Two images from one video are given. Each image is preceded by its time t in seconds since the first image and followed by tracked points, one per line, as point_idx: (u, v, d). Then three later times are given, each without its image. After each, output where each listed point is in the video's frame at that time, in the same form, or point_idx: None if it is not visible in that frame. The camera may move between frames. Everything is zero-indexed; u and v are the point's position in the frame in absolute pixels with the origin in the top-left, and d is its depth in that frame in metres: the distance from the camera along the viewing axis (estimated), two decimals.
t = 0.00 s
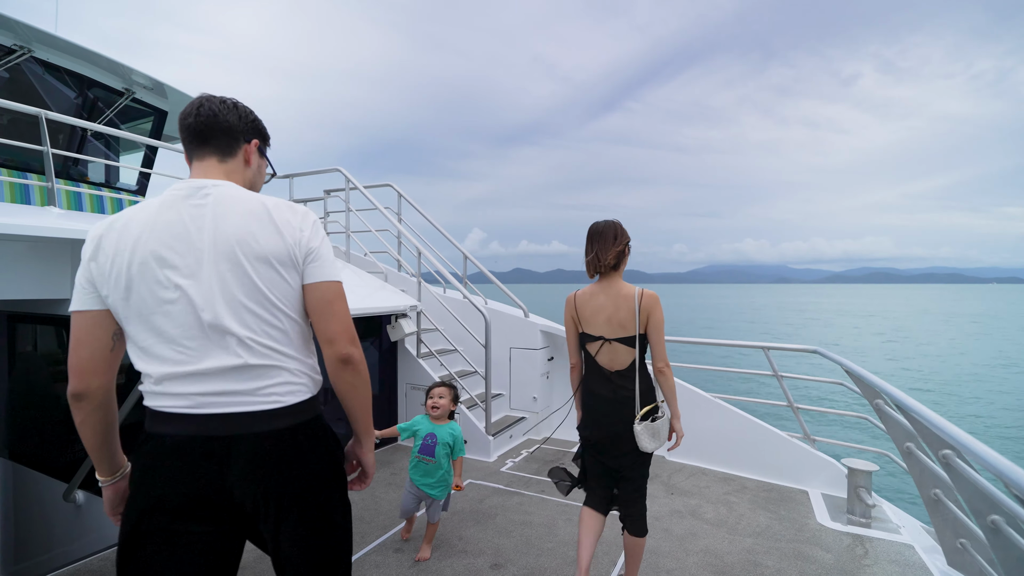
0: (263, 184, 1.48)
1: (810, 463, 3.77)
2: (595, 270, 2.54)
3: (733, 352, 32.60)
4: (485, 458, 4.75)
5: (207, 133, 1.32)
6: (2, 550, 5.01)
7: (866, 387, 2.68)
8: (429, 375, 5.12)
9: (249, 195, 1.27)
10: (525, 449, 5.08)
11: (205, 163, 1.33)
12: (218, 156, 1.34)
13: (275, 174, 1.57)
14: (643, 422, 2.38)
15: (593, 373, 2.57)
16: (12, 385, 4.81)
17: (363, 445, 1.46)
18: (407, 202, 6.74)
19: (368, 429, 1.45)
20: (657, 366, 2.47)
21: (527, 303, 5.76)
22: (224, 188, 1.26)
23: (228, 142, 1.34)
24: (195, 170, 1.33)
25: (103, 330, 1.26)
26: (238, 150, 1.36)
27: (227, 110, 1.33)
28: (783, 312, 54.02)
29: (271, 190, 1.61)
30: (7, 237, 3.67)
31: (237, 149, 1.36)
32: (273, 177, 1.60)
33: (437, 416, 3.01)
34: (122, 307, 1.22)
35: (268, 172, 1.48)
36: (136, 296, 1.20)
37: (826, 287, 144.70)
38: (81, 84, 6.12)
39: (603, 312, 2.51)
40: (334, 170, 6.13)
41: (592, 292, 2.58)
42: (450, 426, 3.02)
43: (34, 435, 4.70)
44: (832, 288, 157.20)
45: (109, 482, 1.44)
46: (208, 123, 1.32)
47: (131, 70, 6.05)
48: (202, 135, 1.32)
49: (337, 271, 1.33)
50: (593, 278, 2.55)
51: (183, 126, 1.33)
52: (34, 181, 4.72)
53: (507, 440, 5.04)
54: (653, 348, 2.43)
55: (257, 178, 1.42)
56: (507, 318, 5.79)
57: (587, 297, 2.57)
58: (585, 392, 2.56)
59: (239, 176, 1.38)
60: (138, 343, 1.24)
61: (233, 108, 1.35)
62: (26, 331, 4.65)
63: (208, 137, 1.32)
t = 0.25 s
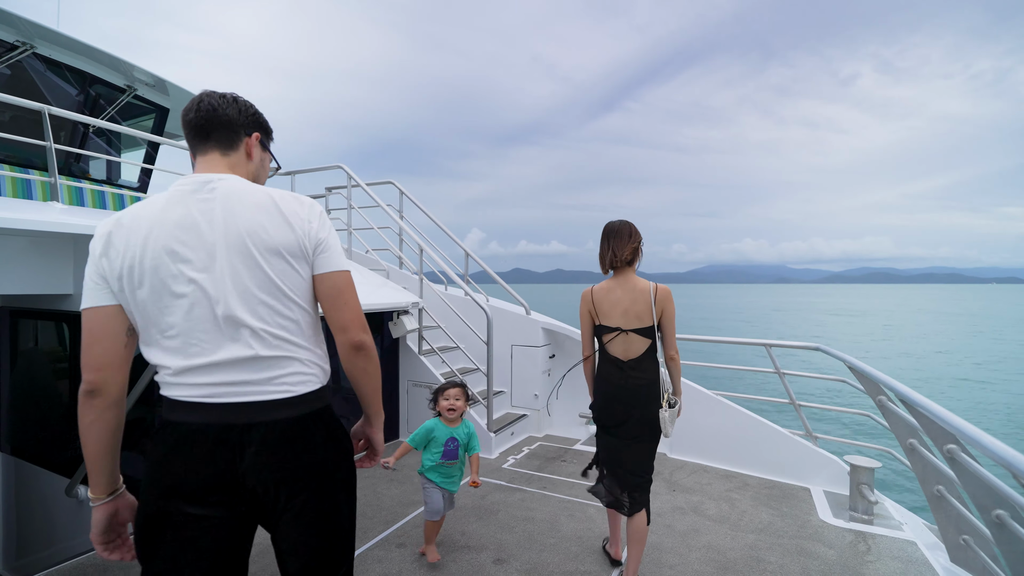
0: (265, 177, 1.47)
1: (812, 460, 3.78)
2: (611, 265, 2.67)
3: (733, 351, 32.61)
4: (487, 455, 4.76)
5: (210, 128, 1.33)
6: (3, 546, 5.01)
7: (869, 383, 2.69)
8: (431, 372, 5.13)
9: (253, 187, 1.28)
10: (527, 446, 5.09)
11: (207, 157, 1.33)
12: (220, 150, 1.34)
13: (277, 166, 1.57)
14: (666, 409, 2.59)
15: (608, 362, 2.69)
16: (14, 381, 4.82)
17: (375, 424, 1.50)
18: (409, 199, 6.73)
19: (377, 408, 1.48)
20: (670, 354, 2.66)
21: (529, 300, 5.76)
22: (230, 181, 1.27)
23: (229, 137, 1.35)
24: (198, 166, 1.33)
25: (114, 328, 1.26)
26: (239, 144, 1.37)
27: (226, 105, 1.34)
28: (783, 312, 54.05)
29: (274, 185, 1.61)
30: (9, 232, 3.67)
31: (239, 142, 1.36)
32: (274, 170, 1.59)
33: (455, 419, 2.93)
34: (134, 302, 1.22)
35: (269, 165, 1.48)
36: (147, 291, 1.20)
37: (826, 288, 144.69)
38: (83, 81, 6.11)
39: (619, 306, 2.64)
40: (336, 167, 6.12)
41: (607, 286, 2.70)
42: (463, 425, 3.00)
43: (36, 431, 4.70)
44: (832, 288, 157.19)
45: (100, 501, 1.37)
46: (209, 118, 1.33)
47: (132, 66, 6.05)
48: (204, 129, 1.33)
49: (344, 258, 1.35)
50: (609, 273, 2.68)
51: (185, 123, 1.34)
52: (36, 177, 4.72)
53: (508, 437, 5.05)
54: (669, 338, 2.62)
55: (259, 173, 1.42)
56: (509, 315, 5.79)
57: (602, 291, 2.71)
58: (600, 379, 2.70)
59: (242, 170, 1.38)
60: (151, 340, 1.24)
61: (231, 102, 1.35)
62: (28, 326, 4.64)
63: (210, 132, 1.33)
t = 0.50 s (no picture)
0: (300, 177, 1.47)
1: (812, 460, 3.78)
2: (618, 270, 2.71)
3: (733, 351, 32.61)
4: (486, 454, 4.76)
5: (247, 129, 1.34)
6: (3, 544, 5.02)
7: (870, 383, 2.68)
8: (431, 372, 5.12)
9: (280, 189, 1.28)
10: (526, 445, 5.09)
11: (243, 158, 1.34)
12: (255, 151, 1.35)
13: (316, 164, 1.57)
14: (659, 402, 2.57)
15: (611, 361, 2.72)
16: (14, 380, 4.81)
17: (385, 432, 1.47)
18: (408, 199, 6.72)
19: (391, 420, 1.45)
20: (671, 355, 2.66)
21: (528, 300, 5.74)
22: (256, 182, 1.28)
23: (264, 138, 1.35)
24: (235, 166, 1.35)
25: (144, 319, 1.28)
26: (273, 144, 1.36)
27: (262, 107, 1.34)
28: (783, 312, 54.10)
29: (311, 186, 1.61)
30: (9, 231, 3.66)
31: (272, 144, 1.36)
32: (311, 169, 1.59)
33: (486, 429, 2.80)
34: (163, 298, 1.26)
35: (305, 166, 1.47)
36: (173, 286, 1.23)
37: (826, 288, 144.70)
38: (83, 80, 6.10)
39: (625, 307, 2.67)
40: (336, 166, 6.11)
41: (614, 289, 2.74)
42: (488, 433, 2.86)
43: (35, 430, 4.69)
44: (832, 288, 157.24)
45: (110, 496, 1.33)
46: (246, 118, 1.33)
47: (132, 66, 6.04)
48: (242, 131, 1.34)
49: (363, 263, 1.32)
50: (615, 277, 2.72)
51: (225, 123, 1.35)
52: (36, 175, 4.71)
53: (507, 437, 5.04)
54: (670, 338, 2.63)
55: (293, 173, 1.42)
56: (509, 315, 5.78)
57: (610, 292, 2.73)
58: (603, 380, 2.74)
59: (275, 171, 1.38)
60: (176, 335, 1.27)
61: (267, 103, 1.35)
62: (28, 325, 4.64)
63: (247, 134, 1.34)
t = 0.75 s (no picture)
0: (342, 182, 1.47)
1: (810, 460, 3.76)
2: (616, 268, 2.96)
3: (732, 351, 32.57)
4: (483, 455, 4.75)
5: (291, 131, 1.35)
6: None
7: (867, 383, 2.66)
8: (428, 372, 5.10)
9: (310, 191, 1.29)
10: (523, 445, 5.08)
11: (286, 159, 1.37)
12: (296, 153, 1.37)
13: (362, 166, 1.56)
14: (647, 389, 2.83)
15: (609, 351, 2.99)
16: (9, 380, 4.80)
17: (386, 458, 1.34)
18: (405, 199, 6.70)
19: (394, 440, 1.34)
20: (661, 346, 2.91)
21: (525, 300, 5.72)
22: (288, 184, 1.30)
23: (305, 140, 1.36)
24: (279, 166, 1.38)
25: (183, 306, 1.36)
26: (314, 146, 1.37)
27: (304, 109, 1.35)
28: (783, 312, 54.02)
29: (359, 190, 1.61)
30: (5, 230, 3.64)
31: (313, 145, 1.37)
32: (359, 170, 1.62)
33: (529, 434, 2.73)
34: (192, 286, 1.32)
35: (349, 169, 1.47)
36: (203, 276, 1.29)
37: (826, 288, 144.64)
38: (80, 80, 6.08)
39: (622, 301, 2.94)
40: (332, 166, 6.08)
41: (614, 285, 3.00)
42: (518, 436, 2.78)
43: (31, 430, 4.68)
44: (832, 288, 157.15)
45: (177, 458, 1.51)
46: (291, 121, 1.35)
47: (129, 66, 6.01)
48: (286, 133, 1.36)
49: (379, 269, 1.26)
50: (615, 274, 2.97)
51: (274, 125, 1.39)
52: (31, 175, 4.69)
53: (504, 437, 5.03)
54: (660, 331, 2.87)
55: (332, 175, 1.42)
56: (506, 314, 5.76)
57: (610, 287, 3.00)
58: (603, 368, 2.99)
59: (314, 172, 1.39)
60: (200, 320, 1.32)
61: (309, 105, 1.35)
62: (23, 325, 4.62)
63: (291, 136, 1.36)
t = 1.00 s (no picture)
0: (385, 182, 1.45)
1: (807, 461, 3.74)
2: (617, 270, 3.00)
3: (731, 351, 32.55)
4: (479, 456, 4.73)
5: (334, 132, 1.36)
6: None
7: (862, 383, 2.64)
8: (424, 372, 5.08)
9: (337, 193, 1.28)
10: (520, 446, 5.06)
11: (328, 161, 1.38)
12: (337, 154, 1.37)
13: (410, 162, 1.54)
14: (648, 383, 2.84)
15: (612, 349, 3.02)
16: (4, 381, 4.78)
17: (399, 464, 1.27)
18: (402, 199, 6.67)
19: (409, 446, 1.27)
20: (658, 343, 2.89)
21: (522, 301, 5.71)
22: (321, 186, 1.30)
23: (344, 140, 1.36)
24: (323, 167, 1.40)
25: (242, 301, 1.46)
26: (352, 144, 1.36)
27: (346, 109, 1.35)
28: (782, 312, 54.05)
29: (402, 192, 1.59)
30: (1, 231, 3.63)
31: (352, 144, 1.36)
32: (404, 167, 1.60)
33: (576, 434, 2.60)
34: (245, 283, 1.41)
35: (392, 165, 1.44)
36: (248, 274, 1.35)
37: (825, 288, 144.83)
38: (77, 81, 6.07)
39: (621, 301, 2.97)
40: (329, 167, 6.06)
41: (615, 287, 3.05)
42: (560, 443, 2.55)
43: (26, 432, 4.66)
44: (831, 288, 157.37)
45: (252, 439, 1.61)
46: (334, 122, 1.36)
47: (127, 67, 6.00)
48: (330, 133, 1.36)
49: (395, 271, 1.19)
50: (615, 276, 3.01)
51: (320, 128, 1.41)
52: (26, 177, 4.67)
53: (501, 438, 5.02)
54: (656, 329, 2.87)
55: (373, 172, 1.40)
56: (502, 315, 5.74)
57: (611, 288, 3.05)
58: (607, 366, 3.02)
59: (354, 171, 1.38)
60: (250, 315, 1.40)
61: (350, 104, 1.35)
62: (18, 326, 4.60)
63: (333, 136, 1.36)
